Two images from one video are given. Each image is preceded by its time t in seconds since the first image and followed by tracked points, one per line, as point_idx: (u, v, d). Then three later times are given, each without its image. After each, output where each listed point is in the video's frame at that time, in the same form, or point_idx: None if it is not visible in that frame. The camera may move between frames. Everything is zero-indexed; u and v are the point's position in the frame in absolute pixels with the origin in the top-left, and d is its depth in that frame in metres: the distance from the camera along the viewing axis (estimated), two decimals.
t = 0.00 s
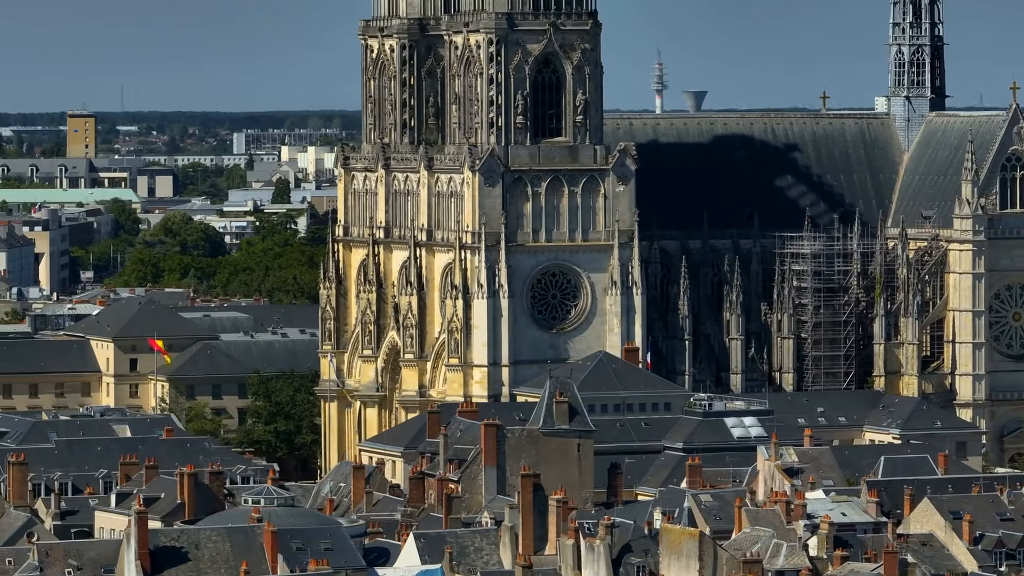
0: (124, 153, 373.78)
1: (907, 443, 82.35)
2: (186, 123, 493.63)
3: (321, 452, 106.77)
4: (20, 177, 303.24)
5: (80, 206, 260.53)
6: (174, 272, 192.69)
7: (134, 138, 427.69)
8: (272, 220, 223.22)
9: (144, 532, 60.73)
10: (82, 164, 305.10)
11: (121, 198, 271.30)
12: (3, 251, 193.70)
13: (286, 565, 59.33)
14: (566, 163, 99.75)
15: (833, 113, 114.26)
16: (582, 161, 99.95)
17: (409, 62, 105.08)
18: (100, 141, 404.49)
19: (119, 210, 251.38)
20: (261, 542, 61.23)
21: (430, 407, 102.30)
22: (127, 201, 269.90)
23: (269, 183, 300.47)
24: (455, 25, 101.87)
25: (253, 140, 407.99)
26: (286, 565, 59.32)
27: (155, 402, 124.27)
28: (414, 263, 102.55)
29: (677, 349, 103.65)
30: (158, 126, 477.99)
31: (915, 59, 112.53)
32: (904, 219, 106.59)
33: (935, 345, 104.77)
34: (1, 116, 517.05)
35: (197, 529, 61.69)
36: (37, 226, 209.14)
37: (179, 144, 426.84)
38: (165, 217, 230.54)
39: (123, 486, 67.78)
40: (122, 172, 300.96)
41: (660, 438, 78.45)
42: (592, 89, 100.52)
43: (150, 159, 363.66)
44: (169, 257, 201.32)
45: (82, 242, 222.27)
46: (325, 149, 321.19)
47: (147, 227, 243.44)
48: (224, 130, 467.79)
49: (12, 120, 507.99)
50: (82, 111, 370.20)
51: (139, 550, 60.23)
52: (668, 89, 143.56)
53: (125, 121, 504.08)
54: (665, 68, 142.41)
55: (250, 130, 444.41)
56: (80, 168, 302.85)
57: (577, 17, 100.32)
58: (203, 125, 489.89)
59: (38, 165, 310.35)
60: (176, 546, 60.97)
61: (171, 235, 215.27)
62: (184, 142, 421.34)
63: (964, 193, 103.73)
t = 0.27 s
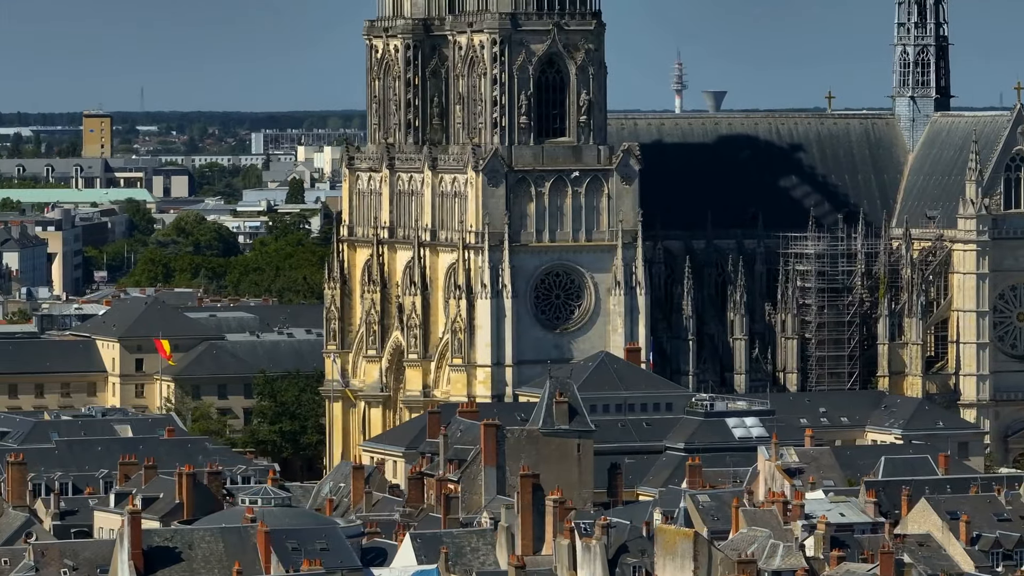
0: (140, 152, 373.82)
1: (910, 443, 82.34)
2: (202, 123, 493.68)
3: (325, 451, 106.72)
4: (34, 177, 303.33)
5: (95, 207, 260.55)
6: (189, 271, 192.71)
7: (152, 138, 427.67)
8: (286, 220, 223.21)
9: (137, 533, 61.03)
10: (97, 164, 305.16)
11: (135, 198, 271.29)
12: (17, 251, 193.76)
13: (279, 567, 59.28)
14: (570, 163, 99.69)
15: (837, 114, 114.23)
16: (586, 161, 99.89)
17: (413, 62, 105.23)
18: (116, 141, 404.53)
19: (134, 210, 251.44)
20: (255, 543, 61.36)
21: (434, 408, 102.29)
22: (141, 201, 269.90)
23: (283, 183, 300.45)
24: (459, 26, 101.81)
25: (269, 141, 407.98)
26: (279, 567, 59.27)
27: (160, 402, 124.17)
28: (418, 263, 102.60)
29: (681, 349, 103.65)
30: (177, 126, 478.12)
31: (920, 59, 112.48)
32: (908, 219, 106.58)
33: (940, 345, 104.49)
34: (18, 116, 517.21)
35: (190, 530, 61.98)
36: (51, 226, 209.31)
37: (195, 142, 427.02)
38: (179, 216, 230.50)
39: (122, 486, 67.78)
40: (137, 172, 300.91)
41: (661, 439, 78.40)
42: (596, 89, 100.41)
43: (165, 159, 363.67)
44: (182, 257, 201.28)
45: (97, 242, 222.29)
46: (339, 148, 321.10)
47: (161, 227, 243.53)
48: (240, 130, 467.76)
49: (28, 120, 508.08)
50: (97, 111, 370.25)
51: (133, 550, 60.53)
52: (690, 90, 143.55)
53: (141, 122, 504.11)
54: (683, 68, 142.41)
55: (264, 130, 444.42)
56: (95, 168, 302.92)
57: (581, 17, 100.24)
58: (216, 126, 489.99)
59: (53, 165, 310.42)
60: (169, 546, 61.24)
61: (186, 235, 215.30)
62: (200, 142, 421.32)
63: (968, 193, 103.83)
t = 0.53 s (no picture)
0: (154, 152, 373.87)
1: (912, 443, 82.31)
2: (217, 122, 493.69)
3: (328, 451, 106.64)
4: (48, 177, 303.41)
5: (107, 207, 260.50)
6: (203, 271, 192.65)
7: (169, 138, 427.68)
8: (297, 219, 223.19)
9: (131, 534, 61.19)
10: (110, 164, 305.22)
11: (148, 198, 271.24)
12: (29, 250, 193.79)
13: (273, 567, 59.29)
14: (573, 163, 99.67)
15: (841, 114, 114.24)
16: (589, 161, 99.88)
17: (416, 62, 105.23)
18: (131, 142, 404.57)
19: (147, 209, 251.51)
20: (249, 543, 61.46)
21: (438, 408, 102.26)
22: (154, 202, 269.86)
23: (295, 183, 300.40)
24: (462, 26, 101.78)
25: (284, 141, 407.95)
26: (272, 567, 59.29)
27: (166, 402, 124.14)
28: (421, 263, 102.67)
29: (684, 349, 103.41)
30: (193, 127, 478.20)
31: (924, 60, 112.54)
32: (912, 219, 106.59)
33: (943, 345, 104.77)
34: (34, 117, 517.34)
35: (185, 530, 62.12)
36: (61, 225, 209.15)
37: (207, 141, 427.07)
38: (191, 217, 230.44)
39: (121, 486, 67.81)
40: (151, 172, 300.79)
41: (662, 439, 78.34)
42: (599, 89, 100.47)
43: (180, 159, 363.77)
44: (195, 257, 201.25)
45: (110, 241, 222.29)
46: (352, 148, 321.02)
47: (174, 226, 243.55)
48: (253, 130, 467.89)
49: (43, 121, 508.17)
50: (110, 111, 370.31)
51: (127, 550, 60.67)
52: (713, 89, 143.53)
53: (155, 122, 504.17)
54: (700, 68, 142.42)
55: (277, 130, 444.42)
56: (108, 168, 302.98)
57: (584, 18, 100.35)
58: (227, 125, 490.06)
59: (67, 165, 310.52)
60: (164, 546, 61.35)
61: (197, 235, 215.13)
62: (215, 142, 421.30)
63: (972, 193, 103.74)
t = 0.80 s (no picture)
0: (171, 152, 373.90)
1: (914, 443, 82.28)
2: (235, 122, 493.39)
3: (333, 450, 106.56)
4: (64, 177, 303.51)
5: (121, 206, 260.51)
6: (217, 271, 192.61)
7: (188, 138, 427.65)
8: (310, 219, 223.18)
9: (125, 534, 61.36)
10: (126, 164, 305.29)
11: (163, 198, 271.24)
12: (41, 250, 193.83)
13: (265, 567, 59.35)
14: (577, 163, 99.70)
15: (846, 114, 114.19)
16: (593, 161, 99.91)
17: (421, 62, 104.90)
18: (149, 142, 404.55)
19: (161, 209, 251.58)
20: (242, 544, 61.59)
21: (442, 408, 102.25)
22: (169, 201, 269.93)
23: (309, 182, 300.39)
24: (466, 26, 101.79)
25: (301, 141, 407.97)
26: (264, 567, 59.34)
27: (172, 402, 124.16)
28: (425, 263, 102.43)
29: (688, 349, 103.70)
30: (212, 126, 478.14)
31: (928, 59, 112.42)
32: (916, 220, 106.48)
33: (947, 346, 104.75)
34: (52, 116, 517.43)
35: (179, 531, 62.29)
36: (74, 226, 209.16)
37: (222, 141, 427.12)
38: (204, 217, 230.38)
39: (121, 486, 67.91)
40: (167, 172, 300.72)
41: (663, 439, 78.32)
42: (603, 89, 100.49)
43: (194, 159, 363.82)
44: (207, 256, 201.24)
45: (123, 241, 222.38)
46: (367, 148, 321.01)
47: (188, 226, 243.62)
48: (267, 130, 467.92)
49: (61, 121, 508.21)
50: (126, 111, 370.37)
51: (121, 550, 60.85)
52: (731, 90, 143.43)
53: (172, 122, 504.09)
54: (719, 69, 142.42)
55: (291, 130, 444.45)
56: (124, 168, 302.95)
57: (588, 17, 100.35)
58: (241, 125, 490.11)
59: (82, 165, 310.62)
60: (157, 546, 61.50)
61: (208, 235, 214.90)
62: (234, 142, 421.17)
63: (976, 193, 103.56)
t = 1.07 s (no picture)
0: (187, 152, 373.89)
1: (916, 443, 82.24)
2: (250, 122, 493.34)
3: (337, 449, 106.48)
4: (79, 177, 303.56)
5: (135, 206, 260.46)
6: (233, 270, 192.51)
7: (208, 138, 427.51)
8: (323, 218, 223.05)
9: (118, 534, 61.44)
10: (141, 163, 305.33)
11: (177, 197, 271.25)
12: (54, 250, 193.89)
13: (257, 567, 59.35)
14: (580, 163, 99.72)
15: (851, 114, 114.17)
16: (597, 161, 99.92)
17: (425, 62, 105.07)
18: (166, 142, 404.47)
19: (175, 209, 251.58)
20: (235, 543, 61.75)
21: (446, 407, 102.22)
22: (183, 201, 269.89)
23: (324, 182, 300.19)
24: (470, 26, 101.79)
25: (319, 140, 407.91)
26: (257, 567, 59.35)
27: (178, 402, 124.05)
28: (429, 263, 102.53)
29: (693, 349, 103.75)
30: (228, 126, 478.12)
31: (933, 59, 112.41)
32: (921, 220, 106.36)
33: (951, 346, 104.57)
34: (75, 117, 517.01)
35: (173, 530, 62.39)
36: (87, 225, 209.17)
37: (236, 140, 427.03)
38: (217, 217, 230.23)
39: (120, 486, 67.97)
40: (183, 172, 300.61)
41: (664, 439, 78.30)
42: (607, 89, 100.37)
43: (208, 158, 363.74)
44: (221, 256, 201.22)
45: (136, 241, 222.40)
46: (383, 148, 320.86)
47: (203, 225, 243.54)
48: (281, 129, 467.82)
49: (78, 120, 508.21)
50: (142, 111, 370.39)
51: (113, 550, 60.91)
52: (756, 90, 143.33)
53: (189, 122, 504.02)
54: (739, 68, 142.30)
55: (305, 129, 444.35)
56: (139, 168, 302.95)
57: (592, 17, 100.21)
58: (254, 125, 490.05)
59: (98, 165, 310.66)
60: (150, 546, 61.58)
61: (222, 234, 214.76)
62: (252, 142, 420.99)
63: (980, 193, 103.74)
